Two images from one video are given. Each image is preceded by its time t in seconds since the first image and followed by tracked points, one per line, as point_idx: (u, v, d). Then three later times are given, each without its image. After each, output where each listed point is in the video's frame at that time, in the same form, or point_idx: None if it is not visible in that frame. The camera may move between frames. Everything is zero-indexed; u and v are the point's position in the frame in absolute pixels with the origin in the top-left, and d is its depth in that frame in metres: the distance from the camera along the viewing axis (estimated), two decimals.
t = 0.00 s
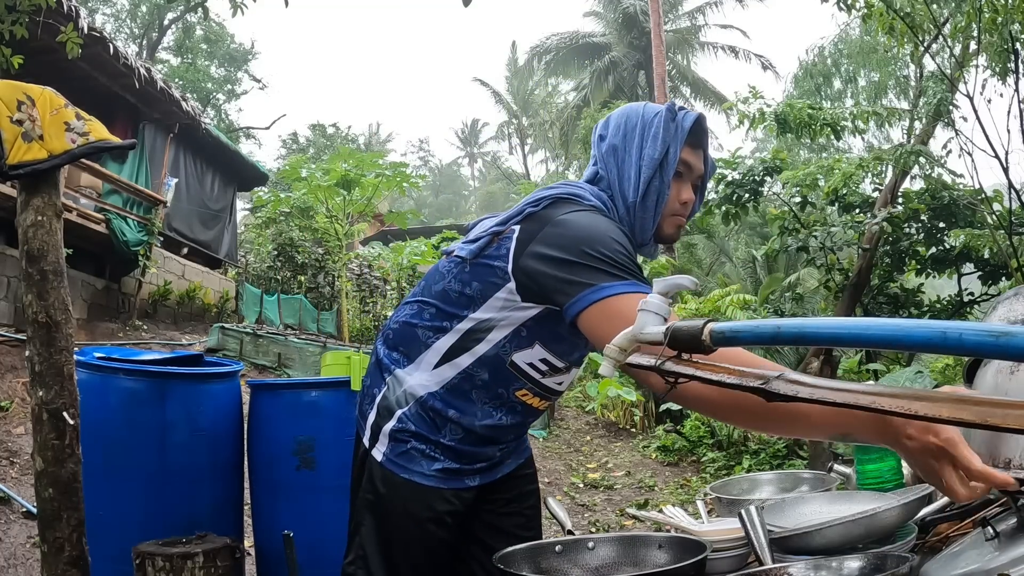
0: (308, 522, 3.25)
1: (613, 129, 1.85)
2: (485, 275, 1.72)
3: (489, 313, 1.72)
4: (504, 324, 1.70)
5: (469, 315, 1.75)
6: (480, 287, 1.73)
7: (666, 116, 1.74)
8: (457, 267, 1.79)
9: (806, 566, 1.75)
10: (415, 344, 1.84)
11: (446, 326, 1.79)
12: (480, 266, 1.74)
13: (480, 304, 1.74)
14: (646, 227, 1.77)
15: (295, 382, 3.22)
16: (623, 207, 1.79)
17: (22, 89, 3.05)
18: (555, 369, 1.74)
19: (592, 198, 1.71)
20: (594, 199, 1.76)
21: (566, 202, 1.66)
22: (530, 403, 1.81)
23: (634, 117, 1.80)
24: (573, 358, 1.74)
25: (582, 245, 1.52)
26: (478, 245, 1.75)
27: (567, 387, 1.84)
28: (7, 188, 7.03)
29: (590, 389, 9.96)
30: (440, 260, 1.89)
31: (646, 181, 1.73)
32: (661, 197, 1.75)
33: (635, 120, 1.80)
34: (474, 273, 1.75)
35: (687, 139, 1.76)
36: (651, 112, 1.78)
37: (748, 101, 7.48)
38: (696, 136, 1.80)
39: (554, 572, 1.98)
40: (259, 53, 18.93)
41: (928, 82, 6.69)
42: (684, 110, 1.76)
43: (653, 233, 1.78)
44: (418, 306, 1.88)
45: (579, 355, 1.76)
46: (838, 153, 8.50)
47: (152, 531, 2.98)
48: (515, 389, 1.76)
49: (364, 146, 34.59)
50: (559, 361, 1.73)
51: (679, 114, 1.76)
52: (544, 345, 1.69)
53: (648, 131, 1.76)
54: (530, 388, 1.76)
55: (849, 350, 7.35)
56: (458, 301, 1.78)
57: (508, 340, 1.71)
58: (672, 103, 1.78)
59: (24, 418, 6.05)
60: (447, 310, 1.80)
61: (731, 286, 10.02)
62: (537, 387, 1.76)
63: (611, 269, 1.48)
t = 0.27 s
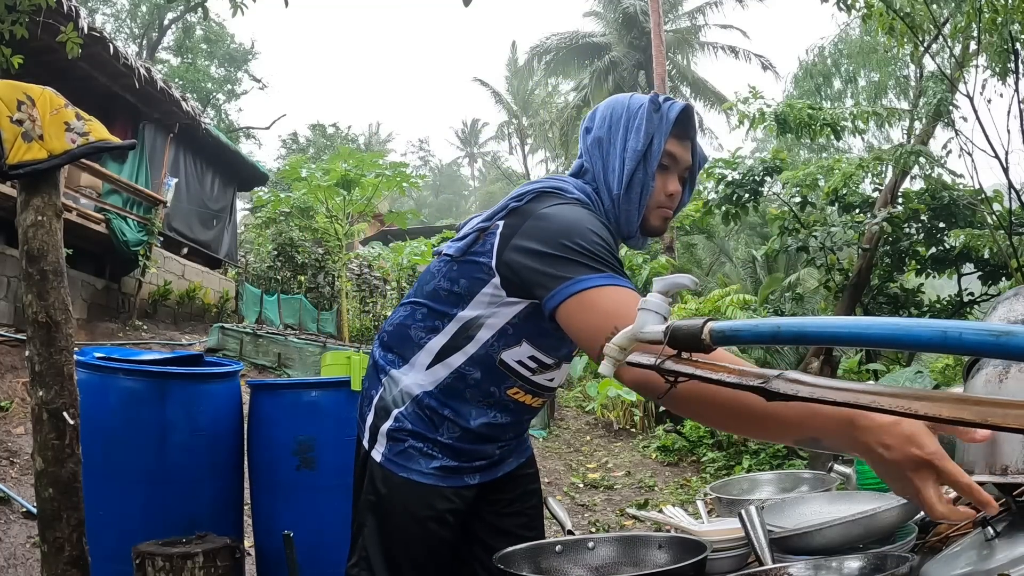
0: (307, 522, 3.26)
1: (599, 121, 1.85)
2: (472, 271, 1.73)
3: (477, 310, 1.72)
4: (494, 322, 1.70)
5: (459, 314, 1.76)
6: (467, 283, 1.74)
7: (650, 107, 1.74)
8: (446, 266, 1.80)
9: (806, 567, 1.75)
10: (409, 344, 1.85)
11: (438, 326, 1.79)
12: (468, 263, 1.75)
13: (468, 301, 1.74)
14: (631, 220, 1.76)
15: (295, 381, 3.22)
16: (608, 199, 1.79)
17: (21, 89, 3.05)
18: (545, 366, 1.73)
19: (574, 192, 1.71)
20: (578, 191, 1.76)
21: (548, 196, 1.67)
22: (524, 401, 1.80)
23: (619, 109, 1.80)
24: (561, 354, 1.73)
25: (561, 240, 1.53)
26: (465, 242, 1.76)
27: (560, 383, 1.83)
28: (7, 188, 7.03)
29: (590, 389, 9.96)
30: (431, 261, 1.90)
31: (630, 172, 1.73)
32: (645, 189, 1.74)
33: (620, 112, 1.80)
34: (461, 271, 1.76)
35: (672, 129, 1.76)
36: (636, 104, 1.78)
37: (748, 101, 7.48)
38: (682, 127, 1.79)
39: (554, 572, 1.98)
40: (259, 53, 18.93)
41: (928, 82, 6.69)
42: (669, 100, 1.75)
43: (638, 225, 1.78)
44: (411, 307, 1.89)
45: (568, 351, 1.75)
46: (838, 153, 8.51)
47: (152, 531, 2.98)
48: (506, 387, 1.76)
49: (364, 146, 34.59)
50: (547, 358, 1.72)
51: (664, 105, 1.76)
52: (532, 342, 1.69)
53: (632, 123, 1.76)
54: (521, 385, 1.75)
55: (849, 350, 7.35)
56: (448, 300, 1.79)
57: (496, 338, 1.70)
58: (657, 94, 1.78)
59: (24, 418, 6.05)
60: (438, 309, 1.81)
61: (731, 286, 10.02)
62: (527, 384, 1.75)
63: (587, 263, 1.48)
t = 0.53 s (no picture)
0: (307, 522, 3.26)
1: (593, 119, 1.84)
2: (464, 272, 1.73)
3: (469, 312, 1.72)
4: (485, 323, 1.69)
5: (453, 316, 1.76)
6: (459, 285, 1.74)
7: (645, 107, 1.73)
8: (439, 267, 1.80)
9: (806, 567, 1.75)
10: (405, 346, 1.85)
11: (433, 328, 1.79)
12: (459, 263, 1.75)
13: (461, 302, 1.74)
14: (624, 219, 1.77)
15: (295, 382, 3.23)
16: (601, 200, 1.79)
17: (22, 89, 3.05)
18: (538, 367, 1.74)
19: (565, 192, 1.71)
20: (569, 192, 1.76)
21: (535, 195, 1.66)
22: (518, 401, 1.80)
23: (614, 107, 1.79)
24: (553, 355, 1.74)
25: (545, 237, 1.52)
26: (457, 241, 1.76)
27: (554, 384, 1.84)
28: (7, 188, 7.03)
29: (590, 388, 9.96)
30: (426, 262, 1.90)
31: (624, 173, 1.73)
32: (640, 190, 1.74)
33: (614, 111, 1.79)
34: (454, 271, 1.76)
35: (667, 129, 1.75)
36: (630, 103, 1.77)
37: (748, 101, 7.48)
38: (676, 126, 1.78)
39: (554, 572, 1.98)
40: (259, 53, 18.93)
41: (928, 82, 6.69)
42: (664, 100, 1.73)
43: (631, 224, 1.78)
44: (407, 310, 1.88)
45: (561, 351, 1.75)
46: (838, 153, 8.51)
47: (152, 531, 2.98)
48: (501, 388, 1.76)
49: (364, 146, 34.59)
50: (539, 359, 1.73)
51: (659, 104, 1.74)
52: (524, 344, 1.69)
53: (626, 122, 1.74)
54: (515, 387, 1.76)
55: (849, 350, 7.34)
56: (442, 302, 1.79)
57: (487, 341, 1.70)
58: (652, 93, 1.76)
59: (24, 418, 6.05)
60: (433, 311, 1.81)
61: (730, 286, 10.02)
62: (520, 385, 1.76)
63: (565, 255, 1.48)
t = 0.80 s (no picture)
0: (307, 522, 3.26)
1: (588, 113, 1.85)
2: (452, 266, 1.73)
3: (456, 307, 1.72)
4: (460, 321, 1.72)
5: (444, 312, 1.76)
6: (447, 281, 1.75)
7: (636, 101, 1.74)
8: (429, 262, 1.80)
9: (806, 567, 1.75)
10: (402, 344, 1.85)
11: (427, 325, 1.79)
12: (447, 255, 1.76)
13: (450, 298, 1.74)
14: (611, 213, 1.74)
15: (295, 382, 3.23)
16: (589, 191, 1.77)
17: (21, 89, 3.05)
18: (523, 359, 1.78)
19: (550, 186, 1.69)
20: (555, 185, 1.74)
21: (511, 184, 1.65)
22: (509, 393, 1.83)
23: (607, 102, 1.80)
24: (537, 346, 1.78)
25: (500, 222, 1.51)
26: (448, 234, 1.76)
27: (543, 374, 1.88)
28: (7, 188, 7.03)
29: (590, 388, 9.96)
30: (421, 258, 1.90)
31: (613, 164, 1.71)
32: (627, 184, 1.73)
33: (606, 105, 1.80)
34: (440, 266, 1.77)
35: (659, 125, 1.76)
36: (622, 98, 1.78)
37: (748, 101, 7.47)
38: (669, 123, 1.79)
39: (554, 573, 1.98)
40: (259, 53, 18.92)
41: (928, 82, 6.69)
42: (658, 96, 1.76)
43: (618, 219, 1.75)
44: (402, 310, 1.87)
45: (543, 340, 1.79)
46: (838, 153, 8.51)
47: (152, 531, 2.98)
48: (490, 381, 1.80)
49: (364, 146, 34.59)
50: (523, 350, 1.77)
51: (652, 100, 1.77)
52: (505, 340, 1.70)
53: (618, 116, 1.75)
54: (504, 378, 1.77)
55: (849, 350, 7.34)
56: (434, 299, 1.79)
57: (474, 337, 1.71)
58: (648, 89, 1.79)
59: (24, 418, 6.05)
60: (426, 309, 1.80)
61: (731, 286, 10.02)
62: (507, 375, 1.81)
63: (503, 248, 1.44)
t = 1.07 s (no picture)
0: (307, 522, 3.26)
1: (580, 101, 1.83)
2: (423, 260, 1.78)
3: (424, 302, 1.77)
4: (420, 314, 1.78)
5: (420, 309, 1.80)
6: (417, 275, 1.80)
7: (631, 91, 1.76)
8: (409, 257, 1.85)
9: (806, 567, 1.75)
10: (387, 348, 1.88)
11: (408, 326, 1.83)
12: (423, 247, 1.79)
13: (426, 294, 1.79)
14: (603, 204, 1.79)
15: (295, 382, 3.23)
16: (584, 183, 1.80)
17: (21, 89, 3.05)
18: (493, 346, 1.79)
19: (524, 183, 1.75)
20: (538, 182, 1.78)
21: (480, 181, 1.72)
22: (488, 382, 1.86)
23: (599, 92, 1.81)
24: (502, 335, 1.78)
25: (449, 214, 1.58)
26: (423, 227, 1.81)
27: (519, 364, 1.87)
28: (7, 188, 7.03)
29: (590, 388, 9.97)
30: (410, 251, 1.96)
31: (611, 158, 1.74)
32: (624, 179, 1.76)
33: (596, 94, 1.81)
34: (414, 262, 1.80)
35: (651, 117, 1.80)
36: (612, 89, 1.80)
37: (748, 101, 7.47)
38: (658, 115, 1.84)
39: (553, 573, 1.98)
40: (259, 53, 18.92)
41: (928, 82, 6.68)
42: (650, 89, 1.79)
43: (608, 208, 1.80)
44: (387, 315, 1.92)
45: (511, 330, 1.78)
46: (838, 153, 8.51)
47: (152, 531, 2.98)
48: (464, 369, 1.82)
49: (364, 147, 34.60)
50: (488, 337, 1.77)
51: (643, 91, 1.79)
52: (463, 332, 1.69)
53: (611, 107, 1.78)
54: (477, 366, 1.82)
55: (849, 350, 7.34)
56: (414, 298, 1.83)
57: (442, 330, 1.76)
58: (638, 80, 1.81)
59: (24, 419, 6.05)
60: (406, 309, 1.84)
61: (731, 286, 10.02)
62: (477, 363, 1.81)
63: (436, 241, 1.52)
